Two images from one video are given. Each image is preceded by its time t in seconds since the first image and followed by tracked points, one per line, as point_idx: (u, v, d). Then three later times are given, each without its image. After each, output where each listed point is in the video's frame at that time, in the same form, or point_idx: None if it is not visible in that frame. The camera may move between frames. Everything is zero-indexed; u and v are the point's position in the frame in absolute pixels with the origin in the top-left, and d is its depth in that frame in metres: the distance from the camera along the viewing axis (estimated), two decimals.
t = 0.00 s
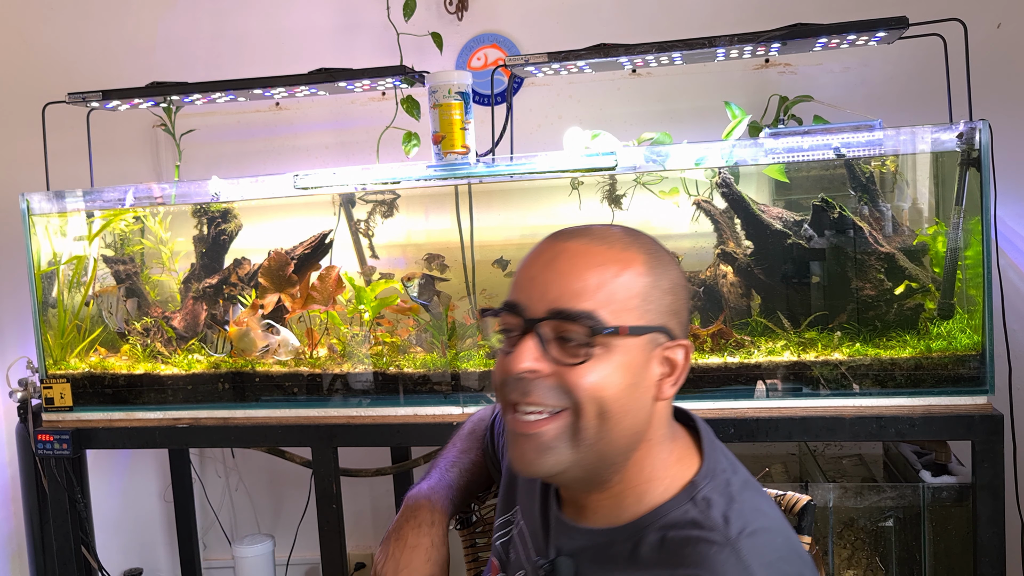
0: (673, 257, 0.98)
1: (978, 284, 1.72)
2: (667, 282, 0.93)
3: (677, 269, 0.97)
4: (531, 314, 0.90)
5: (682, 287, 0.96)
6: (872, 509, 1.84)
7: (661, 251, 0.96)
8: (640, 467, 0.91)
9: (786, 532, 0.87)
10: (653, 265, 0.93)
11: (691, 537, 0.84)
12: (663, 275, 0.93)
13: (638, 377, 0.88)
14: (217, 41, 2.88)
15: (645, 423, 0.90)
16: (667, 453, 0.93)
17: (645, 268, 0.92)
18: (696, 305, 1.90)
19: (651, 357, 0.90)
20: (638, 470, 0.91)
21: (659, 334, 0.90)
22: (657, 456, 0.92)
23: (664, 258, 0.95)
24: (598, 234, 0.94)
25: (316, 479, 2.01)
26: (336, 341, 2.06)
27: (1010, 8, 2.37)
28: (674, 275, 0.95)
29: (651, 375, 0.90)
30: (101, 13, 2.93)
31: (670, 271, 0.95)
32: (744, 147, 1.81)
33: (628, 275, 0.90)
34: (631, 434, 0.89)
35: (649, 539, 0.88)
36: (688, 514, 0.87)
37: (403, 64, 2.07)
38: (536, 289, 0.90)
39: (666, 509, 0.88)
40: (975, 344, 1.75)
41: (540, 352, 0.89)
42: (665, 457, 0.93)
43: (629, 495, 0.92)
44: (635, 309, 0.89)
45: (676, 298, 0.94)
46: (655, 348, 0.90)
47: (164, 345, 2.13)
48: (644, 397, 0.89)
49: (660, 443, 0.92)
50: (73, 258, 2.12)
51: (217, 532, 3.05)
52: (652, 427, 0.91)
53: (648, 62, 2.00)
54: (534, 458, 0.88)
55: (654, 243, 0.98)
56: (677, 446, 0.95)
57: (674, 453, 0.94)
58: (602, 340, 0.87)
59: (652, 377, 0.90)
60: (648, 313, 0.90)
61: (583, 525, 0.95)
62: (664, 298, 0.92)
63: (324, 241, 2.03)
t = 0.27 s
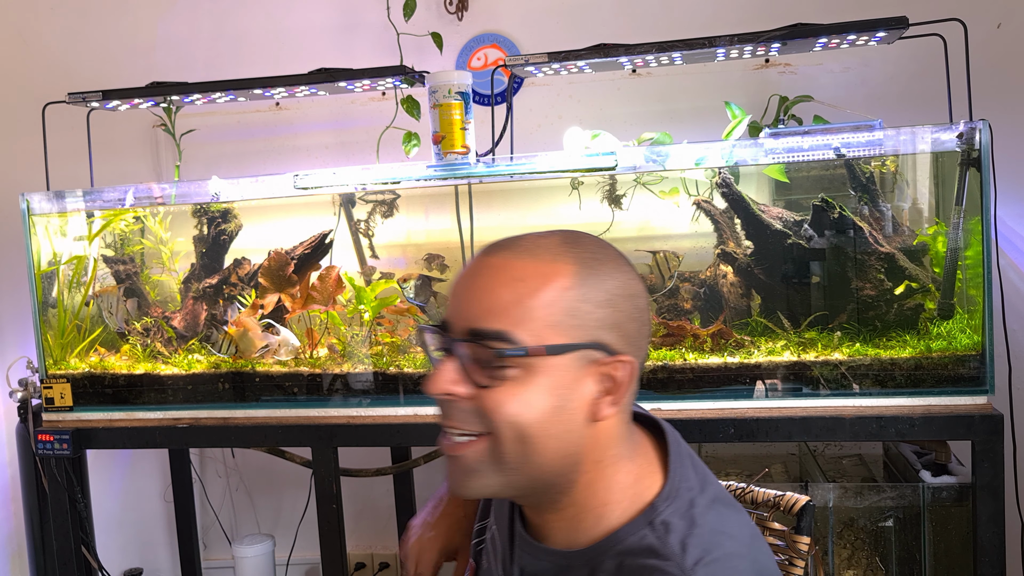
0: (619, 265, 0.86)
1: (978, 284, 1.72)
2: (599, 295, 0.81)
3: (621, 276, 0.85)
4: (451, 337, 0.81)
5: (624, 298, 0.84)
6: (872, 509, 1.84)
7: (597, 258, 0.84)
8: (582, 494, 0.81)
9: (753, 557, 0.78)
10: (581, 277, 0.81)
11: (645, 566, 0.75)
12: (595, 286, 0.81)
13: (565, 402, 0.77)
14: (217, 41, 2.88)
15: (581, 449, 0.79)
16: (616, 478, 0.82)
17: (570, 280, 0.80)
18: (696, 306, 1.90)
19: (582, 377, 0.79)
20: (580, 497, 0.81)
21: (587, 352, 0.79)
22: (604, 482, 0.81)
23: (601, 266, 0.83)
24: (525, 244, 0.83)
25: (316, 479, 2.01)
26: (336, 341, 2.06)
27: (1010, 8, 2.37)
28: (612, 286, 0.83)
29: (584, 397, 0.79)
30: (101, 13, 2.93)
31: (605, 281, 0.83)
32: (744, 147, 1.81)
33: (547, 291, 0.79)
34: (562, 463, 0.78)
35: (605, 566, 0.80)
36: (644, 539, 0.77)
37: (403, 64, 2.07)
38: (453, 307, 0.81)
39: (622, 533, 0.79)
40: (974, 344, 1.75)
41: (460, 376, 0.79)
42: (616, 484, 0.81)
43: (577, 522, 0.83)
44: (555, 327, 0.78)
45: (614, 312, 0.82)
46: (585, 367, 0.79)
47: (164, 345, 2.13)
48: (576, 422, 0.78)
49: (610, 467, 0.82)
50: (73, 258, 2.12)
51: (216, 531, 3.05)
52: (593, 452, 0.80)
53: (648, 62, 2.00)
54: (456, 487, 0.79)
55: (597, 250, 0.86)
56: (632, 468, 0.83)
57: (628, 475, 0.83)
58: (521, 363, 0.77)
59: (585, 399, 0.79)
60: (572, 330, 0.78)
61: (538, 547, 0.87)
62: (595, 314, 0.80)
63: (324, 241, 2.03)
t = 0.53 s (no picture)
0: (514, 252, 0.75)
1: (978, 284, 1.72)
2: (462, 287, 0.73)
3: (503, 263, 0.74)
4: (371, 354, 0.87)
5: (501, 287, 0.73)
6: (872, 509, 1.84)
7: (477, 246, 0.75)
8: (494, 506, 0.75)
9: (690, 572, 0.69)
10: (441, 271, 0.74)
11: None
12: (456, 279, 0.73)
13: (432, 403, 0.75)
14: (218, 41, 2.88)
15: (466, 456, 0.74)
16: (525, 489, 0.74)
17: (428, 276, 0.75)
18: (696, 306, 1.91)
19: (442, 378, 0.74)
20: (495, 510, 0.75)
21: (438, 350, 0.74)
22: (512, 493, 0.74)
23: (474, 254, 0.74)
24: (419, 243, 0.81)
25: (316, 478, 2.01)
26: (336, 341, 2.07)
27: (1010, 8, 2.37)
28: (488, 276, 0.73)
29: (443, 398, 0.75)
30: (101, 14, 2.93)
31: (475, 273, 0.73)
32: (744, 148, 1.82)
33: (407, 292, 0.76)
34: (448, 471, 0.76)
35: None
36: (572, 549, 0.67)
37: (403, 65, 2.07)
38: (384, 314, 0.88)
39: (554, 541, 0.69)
40: (974, 344, 1.75)
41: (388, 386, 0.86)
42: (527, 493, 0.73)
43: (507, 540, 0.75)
44: (410, 331, 0.75)
45: (482, 303, 0.73)
46: (442, 366, 0.74)
47: (165, 345, 2.14)
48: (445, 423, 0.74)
49: (527, 470, 0.74)
50: (73, 258, 2.12)
51: (216, 532, 3.06)
52: (487, 454, 0.74)
53: (648, 62, 2.00)
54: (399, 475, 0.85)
55: (493, 236, 0.77)
56: (550, 475, 0.74)
57: (551, 483, 0.73)
58: (393, 370, 0.78)
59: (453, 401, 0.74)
60: (427, 329, 0.74)
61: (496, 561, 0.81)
62: (452, 306, 0.73)
63: (324, 241, 2.04)
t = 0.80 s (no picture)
0: (478, 252, 0.84)
1: (978, 284, 1.72)
2: (424, 295, 0.84)
3: (462, 270, 0.83)
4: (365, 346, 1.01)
5: (459, 296, 0.83)
6: (872, 509, 1.84)
7: (439, 253, 0.85)
8: (469, 487, 0.90)
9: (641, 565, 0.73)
10: (406, 280, 0.85)
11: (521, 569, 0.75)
12: (419, 287, 0.84)
13: (407, 399, 0.90)
14: (217, 41, 2.88)
15: (439, 445, 0.89)
16: (492, 475, 0.87)
17: (396, 284, 0.87)
18: (696, 306, 1.91)
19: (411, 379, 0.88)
20: (470, 489, 0.90)
21: (406, 353, 0.87)
22: (481, 476, 0.88)
23: (438, 262, 0.84)
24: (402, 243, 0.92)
25: (316, 478, 2.01)
26: (336, 341, 2.07)
27: (1010, 8, 2.37)
28: (448, 283, 0.83)
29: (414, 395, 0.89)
30: (101, 14, 2.93)
31: (437, 280, 0.83)
32: (744, 148, 1.81)
33: (384, 299, 0.90)
34: (428, 455, 0.91)
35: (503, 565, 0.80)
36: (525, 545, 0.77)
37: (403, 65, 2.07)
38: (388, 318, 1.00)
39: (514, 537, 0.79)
40: (974, 344, 1.76)
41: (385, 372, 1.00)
42: (496, 478, 0.86)
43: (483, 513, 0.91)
44: (387, 335, 0.89)
45: (441, 311, 0.84)
46: (411, 368, 0.87)
47: (165, 345, 2.14)
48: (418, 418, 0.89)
49: (501, 463, 0.86)
50: (73, 258, 2.12)
51: (216, 531, 3.06)
52: (462, 445, 0.88)
53: (648, 62, 2.00)
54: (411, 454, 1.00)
55: (460, 237, 0.86)
56: (514, 465, 0.86)
57: (515, 470, 0.86)
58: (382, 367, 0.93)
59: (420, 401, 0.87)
60: (399, 334, 0.88)
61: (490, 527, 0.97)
62: (416, 315, 0.85)
63: (324, 241, 2.04)
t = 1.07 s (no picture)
0: (547, 242, 0.81)
1: (978, 284, 1.72)
2: (493, 277, 0.81)
3: (530, 254, 0.80)
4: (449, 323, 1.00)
5: (525, 279, 0.79)
6: (872, 509, 1.84)
7: (509, 241, 0.82)
8: (530, 466, 0.85)
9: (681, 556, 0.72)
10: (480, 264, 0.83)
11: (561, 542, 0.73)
12: (489, 270, 0.82)
13: (474, 373, 0.86)
14: (217, 41, 2.88)
15: (502, 420, 0.85)
16: (551, 453, 0.82)
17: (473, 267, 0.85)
18: (696, 306, 1.90)
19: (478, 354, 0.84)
20: (530, 469, 0.85)
21: (477, 331, 0.84)
22: (541, 456, 0.83)
23: (507, 249, 0.82)
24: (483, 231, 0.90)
25: (316, 478, 2.01)
26: (336, 341, 2.06)
27: (1010, 8, 2.37)
28: (515, 267, 0.80)
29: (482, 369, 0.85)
30: (101, 14, 2.93)
31: (504, 264, 0.81)
32: (744, 148, 1.81)
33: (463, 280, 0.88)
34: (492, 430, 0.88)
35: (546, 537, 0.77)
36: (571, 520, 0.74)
37: (403, 64, 2.07)
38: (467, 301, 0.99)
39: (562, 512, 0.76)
40: (974, 344, 1.75)
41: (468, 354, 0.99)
42: (553, 458, 0.81)
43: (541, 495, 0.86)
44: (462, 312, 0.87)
45: (507, 292, 0.80)
46: (480, 345, 0.84)
47: (165, 345, 2.13)
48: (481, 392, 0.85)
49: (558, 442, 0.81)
50: (73, 258, 2.12)
51: (216, 531, 3.05)
52: (521, 424, 0.84)
53: (648, 62, 2.00)
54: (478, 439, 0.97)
55: (533, 228, 0.84)
56: (571, 445, 0.81)
57: (572, 451, 0.80)
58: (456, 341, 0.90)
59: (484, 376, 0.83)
60: (471, 313, 0.85)
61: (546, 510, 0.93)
62: (486, 296, 0.82)
63: (324, 241, 2.03)
